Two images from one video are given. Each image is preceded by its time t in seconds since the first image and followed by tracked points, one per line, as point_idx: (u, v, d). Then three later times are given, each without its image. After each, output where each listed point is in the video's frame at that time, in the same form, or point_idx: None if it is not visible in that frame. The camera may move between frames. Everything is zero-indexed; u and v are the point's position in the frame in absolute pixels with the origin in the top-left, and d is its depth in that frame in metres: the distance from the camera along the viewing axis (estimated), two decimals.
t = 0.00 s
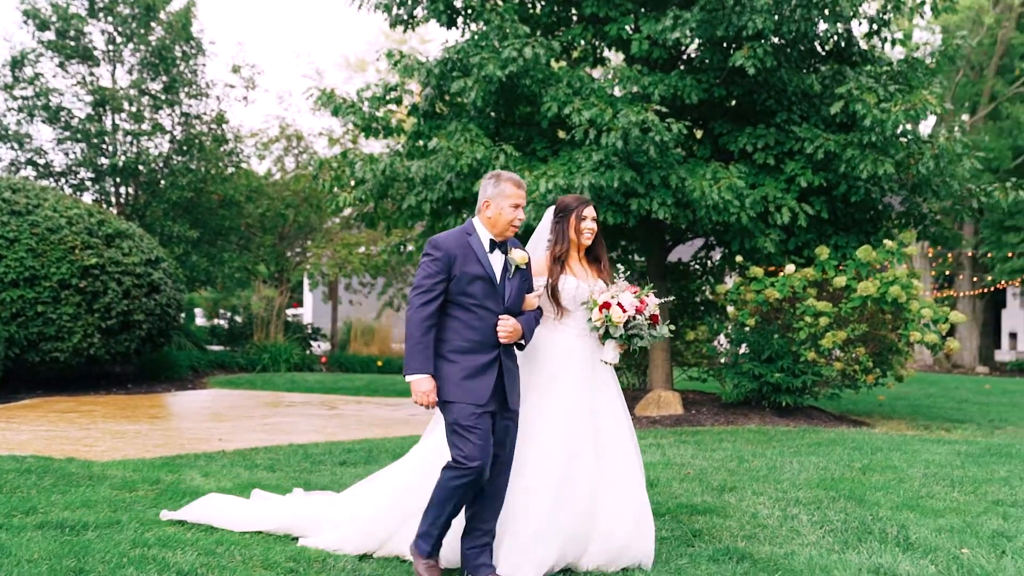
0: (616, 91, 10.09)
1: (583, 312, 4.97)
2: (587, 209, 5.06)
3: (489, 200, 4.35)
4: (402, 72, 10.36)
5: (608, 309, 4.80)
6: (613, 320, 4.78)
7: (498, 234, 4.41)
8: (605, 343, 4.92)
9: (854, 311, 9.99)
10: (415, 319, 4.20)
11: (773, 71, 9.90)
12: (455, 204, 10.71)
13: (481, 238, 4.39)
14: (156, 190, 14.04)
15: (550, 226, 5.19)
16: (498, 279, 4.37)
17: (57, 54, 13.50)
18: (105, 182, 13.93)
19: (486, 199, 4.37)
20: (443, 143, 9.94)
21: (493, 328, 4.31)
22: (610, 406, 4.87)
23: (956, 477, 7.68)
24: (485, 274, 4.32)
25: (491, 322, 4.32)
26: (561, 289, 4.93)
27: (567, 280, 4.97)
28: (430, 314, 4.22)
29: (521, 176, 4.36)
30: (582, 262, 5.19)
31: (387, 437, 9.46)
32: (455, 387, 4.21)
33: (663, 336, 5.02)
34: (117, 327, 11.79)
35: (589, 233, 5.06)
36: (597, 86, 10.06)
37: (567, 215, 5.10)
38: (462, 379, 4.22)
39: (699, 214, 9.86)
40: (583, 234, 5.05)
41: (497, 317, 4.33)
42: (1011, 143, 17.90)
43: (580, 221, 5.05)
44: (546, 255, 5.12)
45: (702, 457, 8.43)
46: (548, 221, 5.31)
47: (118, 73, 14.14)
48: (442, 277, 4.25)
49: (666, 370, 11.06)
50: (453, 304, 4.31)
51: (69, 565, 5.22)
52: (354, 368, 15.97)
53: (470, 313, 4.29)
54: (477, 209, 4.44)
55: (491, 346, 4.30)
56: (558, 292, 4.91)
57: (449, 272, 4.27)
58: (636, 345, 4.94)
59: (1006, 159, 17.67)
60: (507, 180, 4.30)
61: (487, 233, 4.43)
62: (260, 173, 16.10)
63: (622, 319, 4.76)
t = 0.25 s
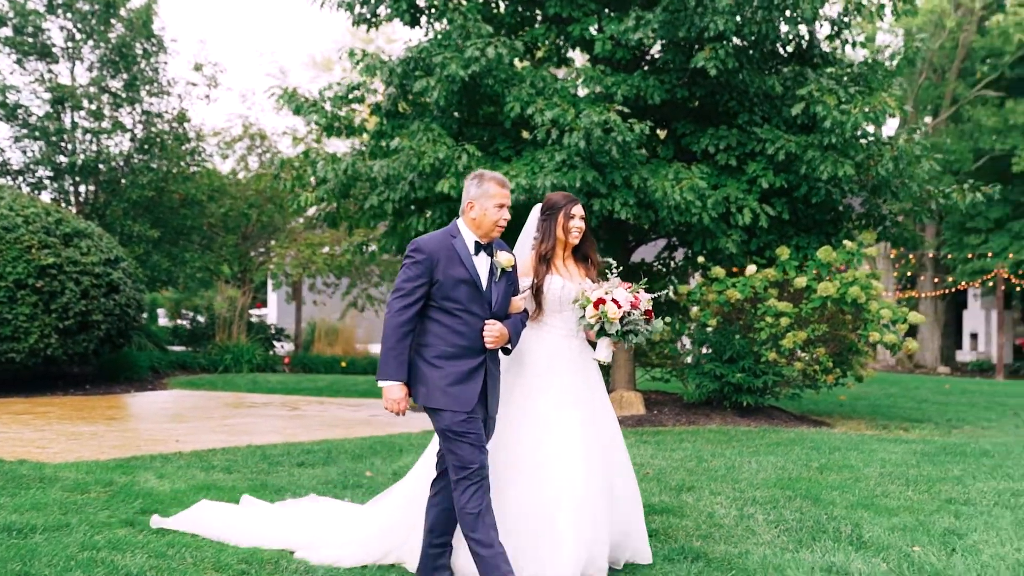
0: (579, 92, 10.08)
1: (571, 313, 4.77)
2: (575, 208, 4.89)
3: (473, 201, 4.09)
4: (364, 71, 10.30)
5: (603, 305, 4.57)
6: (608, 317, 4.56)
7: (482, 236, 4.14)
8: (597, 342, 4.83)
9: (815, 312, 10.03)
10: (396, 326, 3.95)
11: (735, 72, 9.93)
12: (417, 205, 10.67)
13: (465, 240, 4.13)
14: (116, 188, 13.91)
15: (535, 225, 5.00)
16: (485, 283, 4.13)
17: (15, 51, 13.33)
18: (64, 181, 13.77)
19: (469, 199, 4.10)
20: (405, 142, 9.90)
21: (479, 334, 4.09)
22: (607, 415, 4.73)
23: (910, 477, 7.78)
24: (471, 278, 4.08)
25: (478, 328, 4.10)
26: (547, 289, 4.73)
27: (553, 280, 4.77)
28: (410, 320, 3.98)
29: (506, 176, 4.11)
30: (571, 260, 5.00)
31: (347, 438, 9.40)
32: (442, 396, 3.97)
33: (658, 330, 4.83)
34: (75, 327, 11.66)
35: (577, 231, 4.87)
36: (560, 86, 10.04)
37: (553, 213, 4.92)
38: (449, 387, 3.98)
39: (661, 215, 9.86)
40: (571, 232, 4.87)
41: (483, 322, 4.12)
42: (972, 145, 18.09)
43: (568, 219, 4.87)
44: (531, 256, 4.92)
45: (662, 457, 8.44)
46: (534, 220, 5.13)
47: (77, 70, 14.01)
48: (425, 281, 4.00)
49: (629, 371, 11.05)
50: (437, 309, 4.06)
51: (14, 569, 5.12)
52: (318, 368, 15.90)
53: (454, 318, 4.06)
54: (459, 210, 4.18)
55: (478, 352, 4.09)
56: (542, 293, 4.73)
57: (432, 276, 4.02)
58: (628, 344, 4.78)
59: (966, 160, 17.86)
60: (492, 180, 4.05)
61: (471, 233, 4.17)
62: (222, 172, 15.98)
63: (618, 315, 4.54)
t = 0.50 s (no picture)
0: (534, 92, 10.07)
1: (557, 320, 4.62)
2: (555, 214, 4.68)
3: (448, 199, 4.01)
4: (318, 70, 10.29)
5: (589, 311, 4.46)
6: (596, 323, 4.45)
7: (461, 235, 4.06)
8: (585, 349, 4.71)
9: (768, 312, 10.09)
10: (378, 333, 3.85)
11: (688, 73, 9.98)
12: (372, 204, 10.62)
13: (446, 240, 4.04)
14: (67, 187, 13.73)
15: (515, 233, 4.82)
16: (467, 285, 4.04)
17: None
18: (13, 179, 13.56)
19: (445, 198, 4.03)
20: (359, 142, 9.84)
21: (464, 336, 4.00)
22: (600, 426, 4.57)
23: (859, 475, 7.86)
24: (454, 279, 3.99)
25: (463, 330, 4.01)
26: (531, 299, 4.57)
27: (537, 290, 4.60)
28: (393, 325, 3.88)
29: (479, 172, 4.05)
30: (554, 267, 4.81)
31: (300, 439, 9.33)
32: (431, 401, 3.87)
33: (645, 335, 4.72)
34: (23, 328, 11.49)
35: (558, 238, 4.68)
36: (514, 86, 10.03)
37: (533, 220, 4.71)
38: (436, 391, 3.88)
39: (616, 215, 9.86)
40: (552, 240, 4.67)
41: (467, 324, 4.03)
42: (925, 147, 18.30)
43: (548, 227, 4.67)
44: (513, 264, 4.73)
45: (616, 457, 8.44)
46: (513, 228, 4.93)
47: (26, 67, 13.81)
48: (405, 285, 3.91)
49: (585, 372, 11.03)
50: (420, 312, 3.96)
51: None
52: (273, 369, 15.79)
53: (438, 321, 3.96)
54: (435, 210, 4.10)
55: (464, 354, 4.00)
56: (527, 303, 4.56)
57: (413, 280, 3.92)
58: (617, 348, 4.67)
59: (919, 162, 18.05)
60: (464, 177, 3.97)
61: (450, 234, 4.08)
62: (176, 171, 15.82)
63: (604, 320, 4.45)
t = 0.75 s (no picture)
0: (498, 90, 10.05)
1: (551, 313, 4.44)
2: (550, 204, 4.54)
3: (436, 188, 3.84)
4: (281, 67, 10.22)
5: (585, 307, 4.28)
6: (591, 320, 4.27)
7: (449, 225, 3.87)
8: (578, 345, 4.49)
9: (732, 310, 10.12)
10: (374, 323, 3.61)
11: (654, 72, 9.99)
12: (336, 202, 10.56)
13: (434, 231, 3.82)
14: (27, 184, 13.56)
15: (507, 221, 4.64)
16: (454, 277, 3.83)
17: None
18: None
19: (432, 188, 3.85)
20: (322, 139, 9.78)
21: (452, 330, 3.77)
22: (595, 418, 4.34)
23: (820, 472, 7.90)
24: (442, 271, 3.78)
25: (450, 324, 3.78)
26: (525, 289, 4.39)
27: (531, 279, 4.43)
28: (388, 316, 3.65)
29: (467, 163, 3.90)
30: (548, 258, 4.63)
31: (262, 439, 9.26)
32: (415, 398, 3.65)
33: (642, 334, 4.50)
34: None
35: (552, 228, 4.53)
36: (479, 84, 10.00)
37: (526, 210, 4.56)
38: (422, 386, 3.66)
39: (581, 213, 9.84)
40: (546, 230, 4.52)
41: (455, 317, 3.80)
42: (889, 147, 18.44)
43: (543, 216, 4.52)
44: (505, 254, 4.55)
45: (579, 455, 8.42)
46: (506, 216, 4.75)
47: None
48: (397, 275, 3.68)
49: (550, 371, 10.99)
50: (409, 304, 3.74)
51: None
52: (238, 368, 15.67)
53: (428, 313, 3.74)
54: (422, 200, 3.91)
55: (450, 349, 3.76)
56: (521, 294, 4.38)
57: (403, 269, 3.71)
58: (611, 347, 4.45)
59: (884, 161, 18.19)
60: (451, 166, 3.82)
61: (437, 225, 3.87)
62: (139, 169, 15.68)
63: (600, 317, 4.26)
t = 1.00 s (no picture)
0: (459, 87, 10.00)
1: (532, 309, 4.28)
2: (537, 198, 4.30)
3: (428, 186, 3.58)
4: (239, 63, 10.14)
5: (567, 305, 4.10)
6: (573, 318, 4.08)
7: (441, 225, 3.60)
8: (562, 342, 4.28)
9: (692, 307, 10.13)
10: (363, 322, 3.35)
11: (614, 69, 10.00)
12: (296, 199, 10.48)
13: (425, 229, 3.58)
14: None
15: (491, 214, 4.41)
16: (444, 277, 3.58)
17: None
18: None
19: (425, 185, 3.59)
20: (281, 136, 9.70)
21: (439, 332, 3.52)
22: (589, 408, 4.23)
23: (778, 469, 7.94)
24: (432, 271, 3.53)
25: (438, 326, 3.53)
26: (504, 285, 4.23)
27: (511, 274, 4.26)
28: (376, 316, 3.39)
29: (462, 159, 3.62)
30: (533, 253, 4.43)
31: (219, 437, 9.17)
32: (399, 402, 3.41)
33: (627, 332, 4.29)
34: None
35: (539, 223, 4.30)
36: (439, 81, 9.95)
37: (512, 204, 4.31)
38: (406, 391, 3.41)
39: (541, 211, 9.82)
40: (533, 226, 4.28)
41: (443, 319, 3.55)
42: (850, 145, 18.59)
43: (529, 211, 4.28)
44: (488, 249, 4.34)
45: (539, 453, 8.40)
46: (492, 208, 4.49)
47: None
48: (386, 273, 3.44)
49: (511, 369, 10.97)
50: (396, 305, 3.49)
51: None
52: (198, 366, 15.53)
53: (416, 315, 3.50)
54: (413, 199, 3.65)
55: (437, 352, 3.51)
56: (500, 289, 4.23)
57: (392, 267, 3.47)
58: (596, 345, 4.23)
59: (845, 160, 18.33)
60: (446, 162, 3.55)
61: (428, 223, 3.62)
62: (96, 165, 15.51)
63: (582, 316, 4.07)
